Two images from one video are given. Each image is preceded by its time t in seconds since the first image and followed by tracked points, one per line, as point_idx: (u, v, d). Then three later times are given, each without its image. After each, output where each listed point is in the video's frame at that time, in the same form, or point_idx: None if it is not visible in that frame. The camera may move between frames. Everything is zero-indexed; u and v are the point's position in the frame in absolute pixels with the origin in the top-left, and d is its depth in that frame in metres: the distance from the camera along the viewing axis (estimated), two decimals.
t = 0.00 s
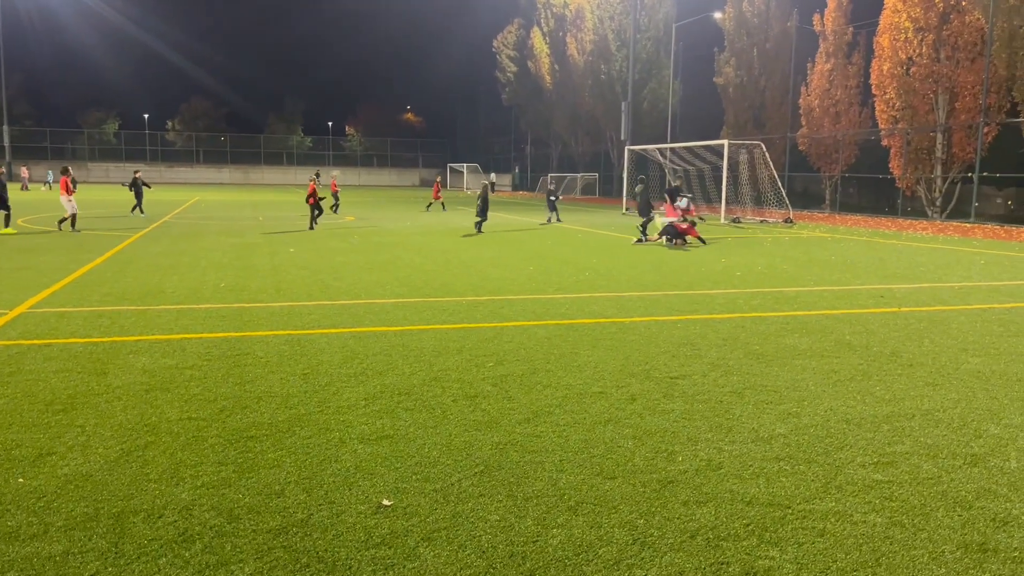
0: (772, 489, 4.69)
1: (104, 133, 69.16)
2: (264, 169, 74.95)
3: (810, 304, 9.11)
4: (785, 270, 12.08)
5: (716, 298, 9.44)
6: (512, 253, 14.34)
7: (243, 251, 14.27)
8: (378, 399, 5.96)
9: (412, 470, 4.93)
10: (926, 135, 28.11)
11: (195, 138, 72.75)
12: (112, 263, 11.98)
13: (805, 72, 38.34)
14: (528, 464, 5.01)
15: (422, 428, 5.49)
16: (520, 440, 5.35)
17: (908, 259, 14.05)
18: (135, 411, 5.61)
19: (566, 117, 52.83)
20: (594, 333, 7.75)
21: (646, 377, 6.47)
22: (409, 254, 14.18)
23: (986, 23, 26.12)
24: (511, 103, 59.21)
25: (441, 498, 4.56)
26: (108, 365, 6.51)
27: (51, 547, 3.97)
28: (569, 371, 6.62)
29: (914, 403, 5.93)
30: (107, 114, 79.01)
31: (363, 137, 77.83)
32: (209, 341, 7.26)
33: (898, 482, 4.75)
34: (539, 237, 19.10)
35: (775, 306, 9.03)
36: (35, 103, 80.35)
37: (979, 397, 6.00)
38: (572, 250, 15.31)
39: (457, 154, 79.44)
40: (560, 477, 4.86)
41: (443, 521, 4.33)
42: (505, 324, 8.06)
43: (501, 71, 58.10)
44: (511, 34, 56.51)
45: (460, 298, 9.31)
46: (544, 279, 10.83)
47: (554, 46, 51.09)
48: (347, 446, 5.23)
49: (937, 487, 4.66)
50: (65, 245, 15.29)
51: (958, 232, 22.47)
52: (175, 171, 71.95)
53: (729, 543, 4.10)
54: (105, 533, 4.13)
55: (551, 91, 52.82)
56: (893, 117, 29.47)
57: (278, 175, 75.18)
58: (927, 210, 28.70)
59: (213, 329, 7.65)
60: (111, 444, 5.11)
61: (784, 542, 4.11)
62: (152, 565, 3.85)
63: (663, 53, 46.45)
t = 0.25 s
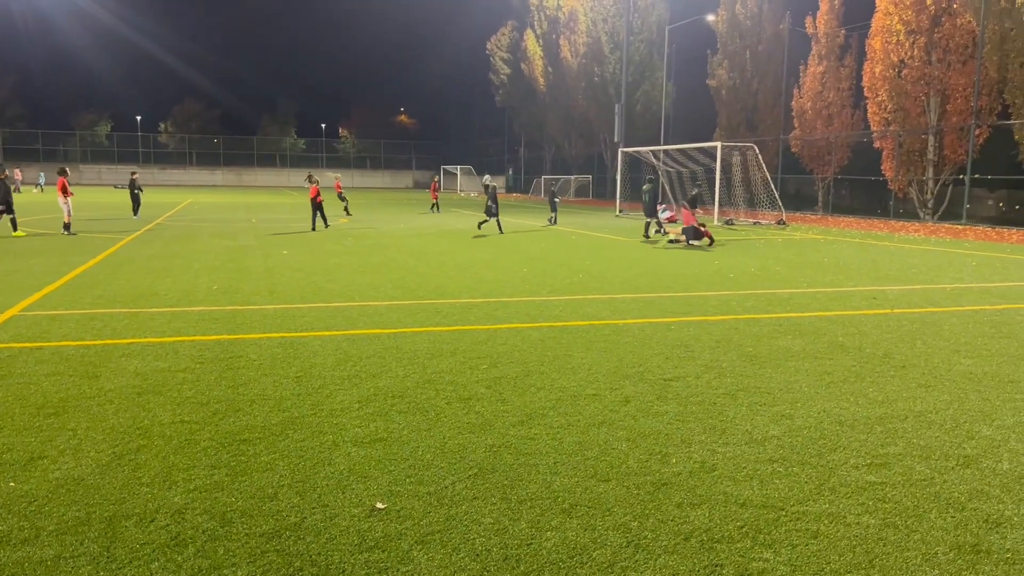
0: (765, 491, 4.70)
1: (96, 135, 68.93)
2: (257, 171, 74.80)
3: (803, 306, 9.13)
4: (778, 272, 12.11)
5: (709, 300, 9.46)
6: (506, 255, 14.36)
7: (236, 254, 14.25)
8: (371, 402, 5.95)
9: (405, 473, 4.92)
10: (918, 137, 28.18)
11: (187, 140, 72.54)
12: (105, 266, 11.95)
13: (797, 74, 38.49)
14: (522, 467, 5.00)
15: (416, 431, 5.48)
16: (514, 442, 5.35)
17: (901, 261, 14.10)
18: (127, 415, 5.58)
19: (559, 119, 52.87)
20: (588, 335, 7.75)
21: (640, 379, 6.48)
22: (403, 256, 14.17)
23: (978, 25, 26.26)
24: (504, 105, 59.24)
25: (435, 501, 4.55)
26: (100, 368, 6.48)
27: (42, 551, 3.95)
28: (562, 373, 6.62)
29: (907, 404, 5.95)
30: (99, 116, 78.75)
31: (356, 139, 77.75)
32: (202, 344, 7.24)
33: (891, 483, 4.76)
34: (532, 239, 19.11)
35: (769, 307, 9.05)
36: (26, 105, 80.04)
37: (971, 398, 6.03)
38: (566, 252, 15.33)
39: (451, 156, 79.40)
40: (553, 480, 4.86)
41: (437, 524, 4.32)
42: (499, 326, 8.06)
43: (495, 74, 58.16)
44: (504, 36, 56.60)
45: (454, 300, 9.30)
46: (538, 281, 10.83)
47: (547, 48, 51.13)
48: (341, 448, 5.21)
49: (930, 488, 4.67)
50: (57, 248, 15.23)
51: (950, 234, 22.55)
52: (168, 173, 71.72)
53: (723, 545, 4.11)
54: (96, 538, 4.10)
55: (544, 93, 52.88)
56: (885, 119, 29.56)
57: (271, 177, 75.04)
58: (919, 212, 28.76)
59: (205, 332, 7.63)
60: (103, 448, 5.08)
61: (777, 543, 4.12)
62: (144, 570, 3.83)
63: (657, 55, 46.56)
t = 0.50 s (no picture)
0: (755, 496, 4.70)
1: (85, 140, 68.62)
2: (248, 176, 74.62)
3: (792, 310, 9.17)
4: (767, 276, 12.15)
5: (699, 305, 9.48)
6: (495, 260, 14.36)
7: (225, 259, 14.21)
8: (361, 408, 5.94)
9: (394, 479, 4.90)
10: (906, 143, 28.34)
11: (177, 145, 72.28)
12: (93, 271, 11.89)
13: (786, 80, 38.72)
14: (511, 473, 4.99)
15: (405, 437, 5.47)
16: (504, 448, 5.34)
17: (889, 265, 14.16)
18: (115, 421, 5.56)
19: (550, 124, 52.94)
20: (578, 340, 7.76)
21: (630, 384, 6.48)
22: (392, 261, 14.15)
23: (965, 31, 26.44)
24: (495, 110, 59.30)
25: (424, 507, 4.54)
26: (87, 374, 6.45)
27: (26, 561, 3.91)
28: (552, 378, 6.62)
29: (895, 409, 5.97)
30: (88, 121, 78.41)
31: (346, 144, 77.68)
32: (191, 350, 7.21)
33: (880, 487, 4.78)
34: (522, 245, 19.12)
35: (757, 312, 9.08)
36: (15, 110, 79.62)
37: (959, 402, 6.06)
38: (555, 257, 15.33)
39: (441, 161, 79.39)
40: (544, 485, 4.85)
41: (426, 531, 4.31)
42: (489, 331, 8.05)
43: (485, 79, 58.26)
44: (495, 42, 56.75)
45: (444, 305, 9.29)
46: (528, 286, 10.85)
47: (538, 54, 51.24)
48: (329, 455, 5.19)
49: (918, 493, 4.69)
50: (44, 254, 15.15)
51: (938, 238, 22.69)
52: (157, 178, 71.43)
53: (712, 551, 4.11)
54: (82, 546, 4.07)
55: (535, 99, 52.97)
56: (873, 125, 29.69)
57: (261, 183, 74.87)
58: (907, 217, 28.89)
59: (194, 337, 7.60)
60: (90, 455, 5.05)
61: (767, 549, 4.13)
62: None
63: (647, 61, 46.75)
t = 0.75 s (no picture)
0: (744, 502, 4.71)
1: (75, 146, 68.38)
2: (239, 181, 74.47)
3: (782, 316, 9.20)
4: (757, 283, 12.19)
5: (690, 311, 9.49)
6: (486, 267, 14.36)
7: (214, 266, 14.19)
8: (351, 415, 5.93)
9: (384, 487, 4.89)
10: (896, 148, 28.48)
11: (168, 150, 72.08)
12: (82, 278, 11.83)
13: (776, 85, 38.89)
14: (501, 481, 4.99)
15: (395, 444, 5.46)
16: (494, 455, 5.33)
17: (878, 271, 14.20)
18: (103, 430, 5.53)
19: (541, 130, 53.00)
20: (569, 346, 7.77)
21: (620, 390, 6.49)
22: (382, 267, 14.15)
23: (952, 38, 26.76)
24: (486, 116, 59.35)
25: (413, 515, 4.53)
26: (75, 382, 6.41)
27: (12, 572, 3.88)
28: (542, 385, 6.62)
29: (884, 414, 6.00)
30: (78, 127, 78.18)
31: (338, 150, 77.59)
32: (180, 356, 7.19)
33: (869, 493, 4.79)
34: (512, 251, 19.11)
35: (747, 317, 9.10)
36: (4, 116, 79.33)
37: (947, 408, 6.08)
38: (545, 264, 15.35)
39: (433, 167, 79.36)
40: (534, 492, 4.84)
41: (415, 538, 4.30)
42: (479, 337, 8.05)
43: (477, 85, 58.35)
44: (486, 47, 56.89)
45: (435, 311, 9.28)
46: (519, 292, 10.85)
47: (529, 59, 51.32)
48: (319, 462, 5.18)
49: (907, 499, 4.70)
50: (30, 262, 15.09)
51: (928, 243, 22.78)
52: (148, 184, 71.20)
53: (701, 558, 4.11)
54: (69, 556, 4.04)
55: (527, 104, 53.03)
56: (862, 130, 29.84)
57: (252, 189, 74.74)
58: (896, 223, 29.03)
59: (184, 344, 7.58)
60: (78, 464, 5.02)
61: (756, 555, 4.13)
62: None
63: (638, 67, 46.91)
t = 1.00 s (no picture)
0: (735, 508, 4.71)
1: (65, 153, 68.19)
2: (230, 188, 74.36)
3: (773, 322, 9.22)
4: (748, 288, 12.21)
5: (681, 317, 9.51)
6: (477, 273, 14.36)
7: (204, 273, 14.15)
8: (342, 422, 5.92)
9: (375, 494, 4.87)
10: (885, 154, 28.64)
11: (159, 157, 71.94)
12: (71, 286, 11.77)
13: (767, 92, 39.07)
14: (493, 488, 4.98)
15: (386, 452, 5.45)
16: (485, 462, 5.33)
17: (868, 277, 14.25)
18: (92, 438, 5.50)
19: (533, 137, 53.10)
20: (560, 352, 7.78)
21: (612, 397, 6.50)
22: (374, 274, 14.14)
23: (941, 46, 27.01)
24: (478, 122, 59.42)
25: (404, 523, 4.52)
26: (65, 390, 6.39)
27: None
28: (534, 391, 6.63)
29: (875, 420, 6.02)
30: (69, 134, 77.96)
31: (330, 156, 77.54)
32: (171, 364, 7.17)
33: (859, 499, 4.80)
34: (503, 257, 19.13)
35: (738, 323, 9.13)
36: None
37: (937, 413, 6.11)
38: (536, 270, 15.36)
39: (425, 174, 79.38)
40: (525, 499, 4.84)
41: (406, 546, 4.29)
42: (471, 343, 8.05)
43: (469, 91, 58.46)
44: (478, 54, 57.02)
45: (427, 318, 9.28)
46: (511, 298, 10.85)
47: (521, 66, 51.44)
48: (310, 470, 5.17)
49: (897, 504, 4.72)
50: (18, 269, 15.03)
51: (917, 250, 22.90)
52: (139, 191, 71.02)
53: (692, 564, 4.10)
54: (57, 566, 4.01)
55: (518, 111, 53.14)
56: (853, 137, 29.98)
57: (243, 196, 74.64)
58: (886, 229, 29.13)
59: (174, 352, 7.56)
60: (67, 473, 5.00)
61: (746, 561, 4.14)
62: None
63: (629, 74, 47.08)
